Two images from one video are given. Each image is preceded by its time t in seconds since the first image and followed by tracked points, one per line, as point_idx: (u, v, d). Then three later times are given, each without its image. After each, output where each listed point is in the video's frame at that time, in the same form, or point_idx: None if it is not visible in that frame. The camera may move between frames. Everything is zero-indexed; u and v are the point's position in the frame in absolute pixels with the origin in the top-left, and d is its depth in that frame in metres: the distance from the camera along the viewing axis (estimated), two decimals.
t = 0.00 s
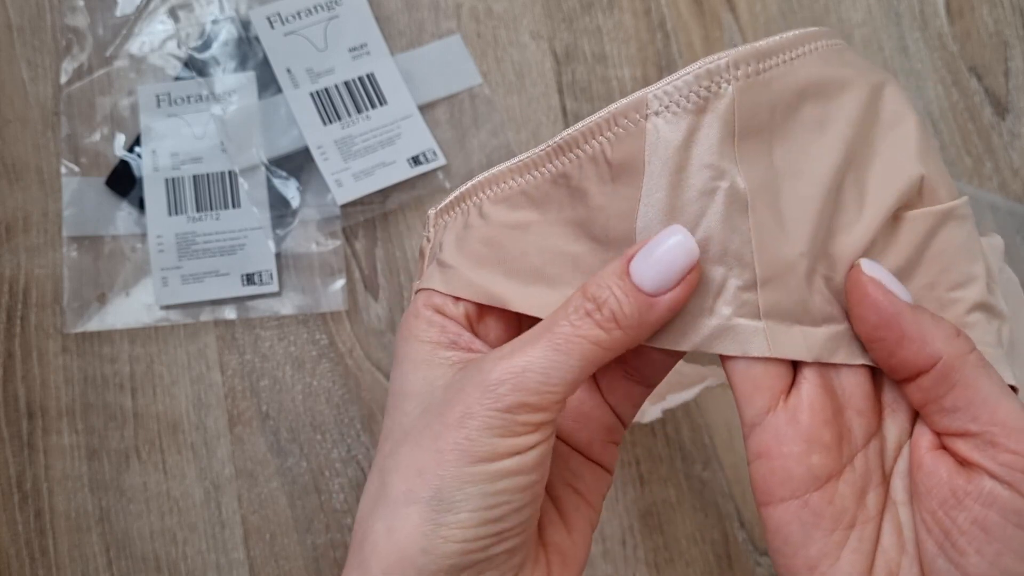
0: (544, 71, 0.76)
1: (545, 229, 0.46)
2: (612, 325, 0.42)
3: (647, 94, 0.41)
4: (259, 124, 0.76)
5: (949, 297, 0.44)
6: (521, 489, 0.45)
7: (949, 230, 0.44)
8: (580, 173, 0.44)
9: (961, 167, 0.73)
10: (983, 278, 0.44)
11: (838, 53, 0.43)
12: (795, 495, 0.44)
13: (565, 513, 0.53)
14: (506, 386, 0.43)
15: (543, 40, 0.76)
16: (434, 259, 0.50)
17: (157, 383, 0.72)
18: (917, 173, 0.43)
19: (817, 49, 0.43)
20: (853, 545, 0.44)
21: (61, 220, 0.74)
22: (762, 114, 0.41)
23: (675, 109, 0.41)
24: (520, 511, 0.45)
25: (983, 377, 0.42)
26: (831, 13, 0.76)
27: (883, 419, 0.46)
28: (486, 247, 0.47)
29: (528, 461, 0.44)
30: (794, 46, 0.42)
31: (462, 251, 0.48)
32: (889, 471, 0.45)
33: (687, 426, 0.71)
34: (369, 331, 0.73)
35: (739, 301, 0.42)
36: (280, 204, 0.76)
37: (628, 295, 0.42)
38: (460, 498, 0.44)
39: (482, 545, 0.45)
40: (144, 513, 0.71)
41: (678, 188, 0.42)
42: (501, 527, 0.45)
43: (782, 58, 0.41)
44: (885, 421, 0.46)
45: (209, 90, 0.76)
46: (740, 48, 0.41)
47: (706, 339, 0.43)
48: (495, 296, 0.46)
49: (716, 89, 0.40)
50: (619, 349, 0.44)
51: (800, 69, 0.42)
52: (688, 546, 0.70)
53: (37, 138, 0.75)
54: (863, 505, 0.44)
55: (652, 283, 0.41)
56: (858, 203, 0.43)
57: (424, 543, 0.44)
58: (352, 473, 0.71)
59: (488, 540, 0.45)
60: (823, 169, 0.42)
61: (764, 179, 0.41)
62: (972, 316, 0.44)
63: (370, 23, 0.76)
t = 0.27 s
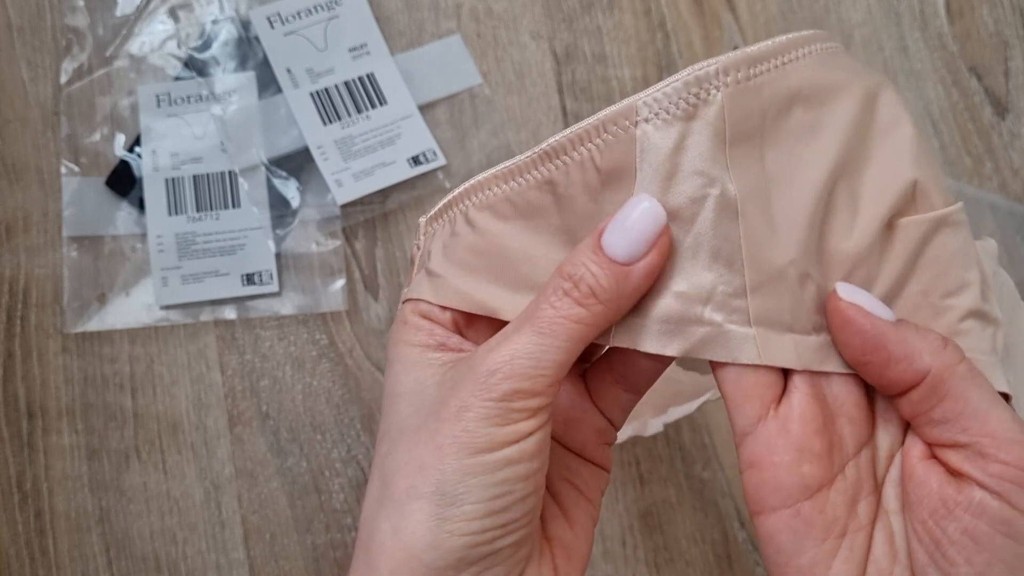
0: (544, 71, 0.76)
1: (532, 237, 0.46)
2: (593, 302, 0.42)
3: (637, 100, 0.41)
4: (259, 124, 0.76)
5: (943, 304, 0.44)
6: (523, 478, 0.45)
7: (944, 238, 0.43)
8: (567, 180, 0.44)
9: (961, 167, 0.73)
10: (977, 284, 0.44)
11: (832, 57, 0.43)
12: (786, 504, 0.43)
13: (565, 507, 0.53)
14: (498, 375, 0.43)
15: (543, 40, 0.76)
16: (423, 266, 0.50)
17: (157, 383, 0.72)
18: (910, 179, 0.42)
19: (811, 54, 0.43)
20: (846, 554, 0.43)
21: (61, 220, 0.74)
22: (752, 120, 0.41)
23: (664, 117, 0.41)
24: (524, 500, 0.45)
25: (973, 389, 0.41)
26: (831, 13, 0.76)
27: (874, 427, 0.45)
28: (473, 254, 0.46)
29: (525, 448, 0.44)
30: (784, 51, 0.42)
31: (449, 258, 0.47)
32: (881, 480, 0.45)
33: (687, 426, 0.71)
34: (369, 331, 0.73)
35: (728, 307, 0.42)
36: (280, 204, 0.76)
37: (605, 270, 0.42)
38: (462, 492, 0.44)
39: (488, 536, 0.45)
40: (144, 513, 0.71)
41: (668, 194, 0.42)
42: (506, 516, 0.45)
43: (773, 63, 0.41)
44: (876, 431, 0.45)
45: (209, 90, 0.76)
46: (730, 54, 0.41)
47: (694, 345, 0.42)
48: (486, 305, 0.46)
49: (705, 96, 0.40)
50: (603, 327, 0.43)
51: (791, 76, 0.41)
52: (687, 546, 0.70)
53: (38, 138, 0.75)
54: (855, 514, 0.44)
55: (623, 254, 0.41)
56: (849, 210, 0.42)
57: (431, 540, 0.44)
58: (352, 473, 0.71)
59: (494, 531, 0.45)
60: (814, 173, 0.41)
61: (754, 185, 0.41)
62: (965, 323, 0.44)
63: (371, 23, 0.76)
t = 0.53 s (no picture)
0: (544, 71, 0.76)
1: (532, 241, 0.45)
2: (565, 281, 0.42)
3: (645, 102, 0.40)
4: (259, 124, 0.76)
5: (941, 309, 0.44)
6: (517, 473, 0.45)
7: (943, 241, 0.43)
8: (566, 182, 0.43)
9: (961, 167, 0.73)
10: (975, 288, 0.44)
11: (830, 61, 0.43)
12: (786, 508, 0.44)
13: (564, 507, 0.53)
14: (485, 367, 0.44)
15: (543, 40, 0.76)
16: (416, 269, 0.49)
17: (157, 383, 0.72)
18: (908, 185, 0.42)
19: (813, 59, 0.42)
20: (844, 555, 0.44)
21: (61, 219, 0.74)
22: (759, 125, 0.40)
23: (673, 119, 0.40)
24: (520, 496, 0.45)
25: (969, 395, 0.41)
26: (832, 13, 0.76)
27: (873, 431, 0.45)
28: (471, 258, 0.46)
29: (517, 441, 0.44)
30: (785, 56, 0.41)
31: (444, 262, 0.47)
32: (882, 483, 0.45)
33: (687, 426, 0.71)
34: (369, 332, 0.73)
35: (733, 314, 0.41)
36: (280, 204, 0.76)
37: (570, 250, 0.42)
38: (458, 490, 0.44)
39: (486, 535, 0.44)
40: (144, 513, 0.71)
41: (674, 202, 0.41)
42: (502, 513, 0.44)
43: (778, 68, 0.41)
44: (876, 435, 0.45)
45: (209, 90, 0.76)
46: (738, 58, 0.40)
47: (700, 352, 0.42)
48: (479, 309, 0.47)
49: (713, 100, 0.40)
50: (581, 310, 0.44)
51: (796, 82, 0.41)
52: (687, 546, 0.70)
53: (38, 138, 0.75)
54: (852, 515, 0.44)
55: (589, 234, 0.41)
56: (851, 217, 0.42)
57: (429, 541, 0.44)
58: (352, 473, 0.71)
59: (491, 527, 0.44)
60: (818, 179, 0.41)
61: (760, 191, 0.41)
62: (963, 327, 0.43)
63: (370, 23, 0.76)
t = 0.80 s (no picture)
0: (544, 71, 0.76)
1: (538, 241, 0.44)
2: (596, 304, 0.42)
3: (663, 100, 0.39)
4: (259, 124, 0.76)
5: (948, 294, 0.42)
6: (525, 484, 0.45)
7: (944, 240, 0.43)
8: (574, 177, 0.42)
9: (961, 167, 0.73)
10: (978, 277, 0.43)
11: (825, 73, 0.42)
12: (773, 479, 0.49)
13: (564, 504, 0.53)
14: (503, 381, 0.43)
15: (543, 40, 0.76)
16: (420, 265, 0.48)
17: (157, 384, 0.72)
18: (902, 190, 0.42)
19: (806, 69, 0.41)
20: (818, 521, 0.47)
21: (61, 219, 0.74)
22: (774, 130, 0.40)
23: (691, 120, 0.39)
24: (526, 504, 0.45)
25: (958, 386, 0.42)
26: (832, 13, 0.76)
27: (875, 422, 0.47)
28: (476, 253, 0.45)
29: (527, 452, 0.44)
30: (796, 62, 0.41)
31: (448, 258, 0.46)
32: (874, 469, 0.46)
33: (688, 426, 0.71)
34: (369, 332, 0.73)
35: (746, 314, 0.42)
36: (280, 204, 0.76)
37: (607, 273, 0.41)
38: (466, 497, 0.44)
39: (490, 542, 0.44)
40: (144, 513, 0.71)
41: (693, 198, 0.40)
42: (507, 522, 0.45)
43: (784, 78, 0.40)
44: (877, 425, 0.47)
45: (209, 90, 0.76)
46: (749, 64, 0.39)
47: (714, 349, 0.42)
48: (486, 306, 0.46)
49: (728, 104, 0.39)
50: (604, 329, 0.43)
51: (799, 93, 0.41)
52: (687, 546, 0.70)
53: (37, 138, 0.75)
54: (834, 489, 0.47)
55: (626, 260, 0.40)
56: (857, 222, 0.41)
57: (434, 546, 0.44)
58: (352, 473, 0.71)
59: (495, 536, 0.45)
60: (824, 184, 0.41)
61: (775, 192, 0.40)
62: (969, 311, 0.42)
63: (371, 23, 0.76)
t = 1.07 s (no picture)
0: (544, 71, 0.76)
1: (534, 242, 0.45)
2: (557, 279, 0.42)
3: (649, 101, 0.40)
4: (259, 124, 0.76)
5: (951, 288, 0.43)
6: (511, 473, 0.44)
7: (944, 236, 0.43)
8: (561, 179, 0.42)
9: (961, 167, 0.73)
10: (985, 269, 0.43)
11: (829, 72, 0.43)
12: (786, 485, 0.49)
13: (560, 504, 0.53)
14: (478, 366, 0.44)
15: (543, 40, 0.76)
16: (416, 265, 0.48)
17: (157, 384, 0.72)
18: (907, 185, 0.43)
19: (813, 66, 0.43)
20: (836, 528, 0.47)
21: (61, 219, 0.74)
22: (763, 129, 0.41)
23: (677, 119, 0.40)
24: (514, 495, 0.45)
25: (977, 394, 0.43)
26: (832, 12, 0.76)
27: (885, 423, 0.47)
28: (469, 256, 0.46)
29: (509, 440, 0.44)
30: (784, 62, 0.42)
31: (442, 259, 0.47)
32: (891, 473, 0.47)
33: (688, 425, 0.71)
34: (369, 332, 0.73)
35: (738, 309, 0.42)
36: (280, 204, 0.76)
37: (561, 248, 0.42)
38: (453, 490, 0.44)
39: (480, 535, 0.44)
40: (144, 513, 0.71)
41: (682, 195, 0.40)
42: (496, 513, 0.45)
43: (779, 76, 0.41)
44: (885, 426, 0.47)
45: (209, 90, 0.76)
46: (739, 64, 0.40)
47: (709, 344, 0.42)
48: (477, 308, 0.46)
49: (715, 103, 0.40)
50: (573, 307, 0.43)
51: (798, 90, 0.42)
52: (687, 546, 0.70)
53: (38, 138, 0.75)
54: (850, 493, 0.47)
55: (573, 229, 0.41)
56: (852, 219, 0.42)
57: (426, 542, 0.44)
58: (352, 473, 0.71)
59: (485, 528, 0.44)
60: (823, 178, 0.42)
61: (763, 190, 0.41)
62: (975, 305, 0.43)
63: (371, 23, 0.76)
